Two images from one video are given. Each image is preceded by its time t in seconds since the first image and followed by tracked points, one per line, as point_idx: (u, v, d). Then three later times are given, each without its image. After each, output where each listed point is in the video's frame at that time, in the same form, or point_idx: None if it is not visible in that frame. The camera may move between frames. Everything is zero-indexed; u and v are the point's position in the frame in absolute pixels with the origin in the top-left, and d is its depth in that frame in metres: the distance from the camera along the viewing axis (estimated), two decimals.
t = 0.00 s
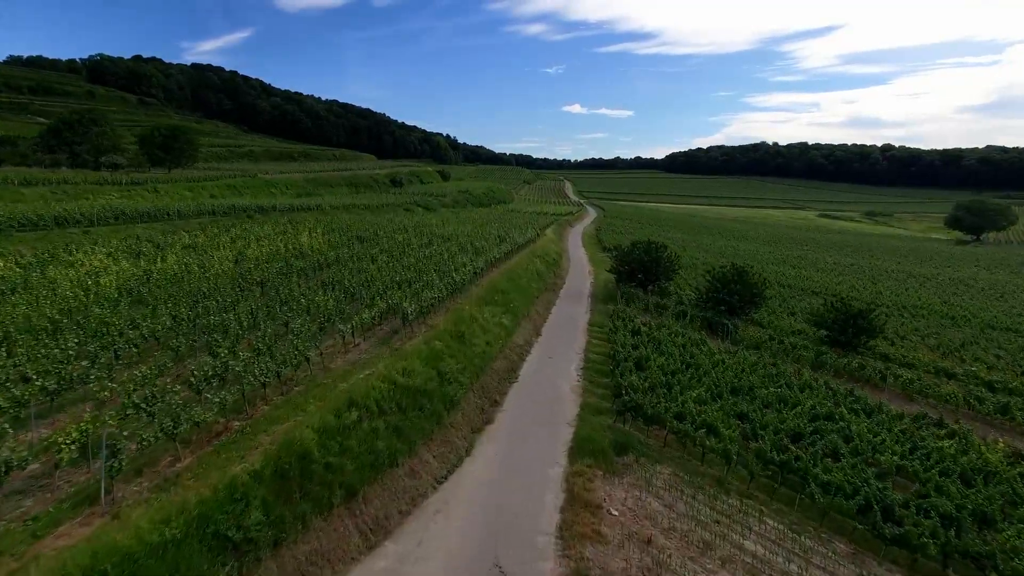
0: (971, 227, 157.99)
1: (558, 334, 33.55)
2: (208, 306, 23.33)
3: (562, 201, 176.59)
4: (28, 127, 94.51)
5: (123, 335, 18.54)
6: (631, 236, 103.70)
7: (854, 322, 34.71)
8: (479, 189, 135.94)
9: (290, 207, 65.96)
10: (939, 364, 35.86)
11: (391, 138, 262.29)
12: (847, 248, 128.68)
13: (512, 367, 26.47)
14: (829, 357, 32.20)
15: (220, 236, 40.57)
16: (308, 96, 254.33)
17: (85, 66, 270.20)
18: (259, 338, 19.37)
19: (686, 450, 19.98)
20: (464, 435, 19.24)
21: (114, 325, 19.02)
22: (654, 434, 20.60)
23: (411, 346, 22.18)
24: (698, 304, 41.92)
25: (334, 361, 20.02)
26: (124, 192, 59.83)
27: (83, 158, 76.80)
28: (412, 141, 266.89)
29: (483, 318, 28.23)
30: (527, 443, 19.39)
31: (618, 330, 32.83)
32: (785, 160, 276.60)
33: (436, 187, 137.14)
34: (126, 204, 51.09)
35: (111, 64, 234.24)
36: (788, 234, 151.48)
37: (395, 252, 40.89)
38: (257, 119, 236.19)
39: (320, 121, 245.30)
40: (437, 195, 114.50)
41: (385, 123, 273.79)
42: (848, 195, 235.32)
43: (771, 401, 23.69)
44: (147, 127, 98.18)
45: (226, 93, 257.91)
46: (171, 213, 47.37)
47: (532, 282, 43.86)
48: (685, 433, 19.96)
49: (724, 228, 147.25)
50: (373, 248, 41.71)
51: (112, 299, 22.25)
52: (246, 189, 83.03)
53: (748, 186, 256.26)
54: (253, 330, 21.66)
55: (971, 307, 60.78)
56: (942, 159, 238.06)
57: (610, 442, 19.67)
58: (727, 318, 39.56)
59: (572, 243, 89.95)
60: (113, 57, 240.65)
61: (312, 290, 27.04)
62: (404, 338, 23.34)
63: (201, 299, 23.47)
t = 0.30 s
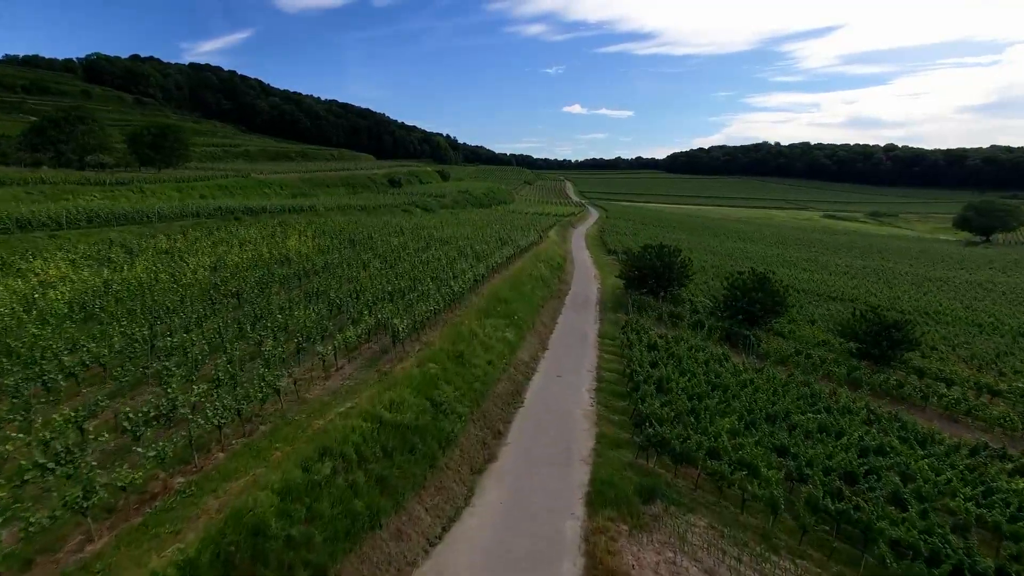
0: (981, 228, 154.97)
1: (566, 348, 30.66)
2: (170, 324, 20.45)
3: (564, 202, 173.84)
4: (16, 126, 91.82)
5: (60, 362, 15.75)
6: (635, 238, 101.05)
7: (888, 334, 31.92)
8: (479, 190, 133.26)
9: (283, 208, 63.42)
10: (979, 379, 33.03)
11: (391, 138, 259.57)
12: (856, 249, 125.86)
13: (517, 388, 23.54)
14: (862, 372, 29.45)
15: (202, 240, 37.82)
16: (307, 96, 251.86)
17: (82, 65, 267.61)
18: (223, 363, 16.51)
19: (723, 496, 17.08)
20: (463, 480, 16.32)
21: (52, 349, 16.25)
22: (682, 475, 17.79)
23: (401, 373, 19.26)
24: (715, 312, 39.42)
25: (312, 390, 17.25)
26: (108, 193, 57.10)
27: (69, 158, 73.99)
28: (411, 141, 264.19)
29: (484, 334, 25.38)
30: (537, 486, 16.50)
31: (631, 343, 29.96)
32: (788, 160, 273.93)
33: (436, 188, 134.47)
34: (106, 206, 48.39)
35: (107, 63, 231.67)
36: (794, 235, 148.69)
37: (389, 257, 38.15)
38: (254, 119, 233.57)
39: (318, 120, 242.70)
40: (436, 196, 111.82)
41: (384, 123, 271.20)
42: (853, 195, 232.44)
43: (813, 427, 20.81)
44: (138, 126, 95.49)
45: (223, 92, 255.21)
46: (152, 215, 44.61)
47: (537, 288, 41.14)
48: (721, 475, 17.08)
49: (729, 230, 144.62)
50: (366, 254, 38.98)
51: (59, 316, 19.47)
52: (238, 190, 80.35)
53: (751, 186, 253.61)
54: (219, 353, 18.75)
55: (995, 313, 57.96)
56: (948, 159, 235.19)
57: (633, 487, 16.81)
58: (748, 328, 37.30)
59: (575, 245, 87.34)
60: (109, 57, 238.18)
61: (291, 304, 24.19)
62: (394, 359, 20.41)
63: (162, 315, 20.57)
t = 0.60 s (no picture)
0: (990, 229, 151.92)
1: (575, 366, 27.76)
2: (119, 350, 17.56)
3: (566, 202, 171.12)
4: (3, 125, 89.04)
5: None
6: (639, 240, 98.18)
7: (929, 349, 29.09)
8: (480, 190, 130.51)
9: (274, 210, 60.50)
10: None
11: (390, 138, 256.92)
12: (865, 251, 123.07)
13: (523, 418, 20.63)
14: (904, 393, 26.58)
15: (180, 245, 34.95)
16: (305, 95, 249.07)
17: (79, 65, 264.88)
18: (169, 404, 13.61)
19: (773, 561, 14.20)
20: (460, 545, 13.39)
21: None
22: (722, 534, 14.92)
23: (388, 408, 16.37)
24: (734, 323, 36.64)
25: (279, 433, 14.41)
26: (89, 194, 54.27)
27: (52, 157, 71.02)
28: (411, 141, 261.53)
29: (484, 355, 22.50)
30: (552, 549, 13.59)
31: (649, 360, 27.10)
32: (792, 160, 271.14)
33: (435, 188, 131.71)
34: (83, 207, 45.48)
35: (103, 62, 228.91)
36: (800, 237, 145.96)
37: (383, 264, 35.35)
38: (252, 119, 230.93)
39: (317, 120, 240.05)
40: (436, 196, 109.14)
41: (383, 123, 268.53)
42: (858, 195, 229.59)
43: (868, 466, 17.93)
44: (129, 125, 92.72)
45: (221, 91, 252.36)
46: (130, 217, 41.71)
47: (542, 296, 38.33)
48: (771, 536, 14.20)
49: (734, 231, 142.00)
50: (358, 260, 36.16)
51: None
52: (230, 191, 77.52)
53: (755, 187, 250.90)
54: (171, 386, 15.86)
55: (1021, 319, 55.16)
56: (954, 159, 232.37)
57: (666, 552, 13.92)
58: (771, 341, 34.64)
59: (578, 247, 84.65)
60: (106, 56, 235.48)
61: (265, 323, 21.31)
62: (380, 390, 17.52)
63: (112, 338, 17.71)
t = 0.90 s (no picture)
0: (1000, 230, 148.84)
1: (587, 391, 24.73)
2: (50, 388, 14.68)
3: (568, 203, 168.50)
4: None
5: None
6: (645, 244, 95.15)
7: (981, 371, 26.06)
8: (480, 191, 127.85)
9: (265, 213, 57.56)
10: None
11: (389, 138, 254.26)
12: (874, 254, 120.12)
13: (531, 459, 17.64)
14: (957, 421, 23.62)
15: (154, 253, 32.03)
16: (304, 95, 246.38)
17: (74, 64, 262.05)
18: (85, 472, 10.72)
19: None
20: None
21: None
22: None
23: (368, 468, 13.46)
24: (756, 338, 33.73)
25: (229, 504, 11.55)
26: (68, 196, 51.45)
27: (35, 157, 68.17)
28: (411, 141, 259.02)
29: (485, 387, 19.58)
30: None
31: (670, 385, 24.15)
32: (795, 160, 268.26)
33: (434, 189, 128.91)
34: (58, 210, 42.66)
35: (99, 62, 226.05)
36: (806, 239, 143.17)
37: (375, 274, 32.54)
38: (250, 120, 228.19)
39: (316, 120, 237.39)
40: (435, 198, 106.38)
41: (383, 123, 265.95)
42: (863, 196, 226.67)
43: (944, 523, 14.96)
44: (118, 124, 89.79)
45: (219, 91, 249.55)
46: (105, 222, 38.82)
47: (548, 307, 35.43)
48: None
49: (739, 233, 139.24)
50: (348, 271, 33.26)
51: None
52: (221, 193, 74.61)
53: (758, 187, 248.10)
54: (102, 438, 12.97)
55: None
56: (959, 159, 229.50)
57: None
58: (798, 358, 31.71)
59: (582, 250, 81.94)
60: (103, 55, 232.73)
61: (232, 351, 18.39)
62: (361, 440, 14.71)
63: (39, 372, 14.78)
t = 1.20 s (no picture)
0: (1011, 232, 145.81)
1: (601, 423, 21.78)
2: None
3: (570, 205, 165.72)
4: None
5: None
6: (649, 247, 92.24)
7: None
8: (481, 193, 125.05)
9: (254, 217, 54.55)
10: None
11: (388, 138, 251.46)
12: (884, 257, 117.10)
13: (542, 518, 14.65)
14: None
15: (122, 263, 29.09)
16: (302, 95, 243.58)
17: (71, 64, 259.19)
18: None
19: None
20: None
21: None
22: None
23: (337, 560, 10.46)
24: (782, 356, 30.83)
25: None
26: (45, 198, 48.58)
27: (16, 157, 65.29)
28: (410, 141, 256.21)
29: (485, 430, 16.61)
30: None
31: (696, 418, 21.15)
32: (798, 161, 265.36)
33: (434, 190, 126.05)
34: (28, 214, 39.77)
35: (95, 61, 222.89)
36: (814, 241, 140.24)
37: (365, 288, 29.66)
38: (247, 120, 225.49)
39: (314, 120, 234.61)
40: (434, 199, 103.49)
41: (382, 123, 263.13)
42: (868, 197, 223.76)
43: None
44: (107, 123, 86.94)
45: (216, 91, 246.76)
46: (76, 228, 35.92)
47: (555, 322, 32.56)
48: None
49: (744, 235, 136.35)
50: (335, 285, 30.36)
51: None
52: (210, 196, 71.63)
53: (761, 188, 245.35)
54: None
55: None
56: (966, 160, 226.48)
57: None
58: (831, 379, 28.75)
59: (587, 255, 79.13)
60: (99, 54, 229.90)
61: (187, 390, 15.39)
62: (331, 514, 11.76)
63: None
